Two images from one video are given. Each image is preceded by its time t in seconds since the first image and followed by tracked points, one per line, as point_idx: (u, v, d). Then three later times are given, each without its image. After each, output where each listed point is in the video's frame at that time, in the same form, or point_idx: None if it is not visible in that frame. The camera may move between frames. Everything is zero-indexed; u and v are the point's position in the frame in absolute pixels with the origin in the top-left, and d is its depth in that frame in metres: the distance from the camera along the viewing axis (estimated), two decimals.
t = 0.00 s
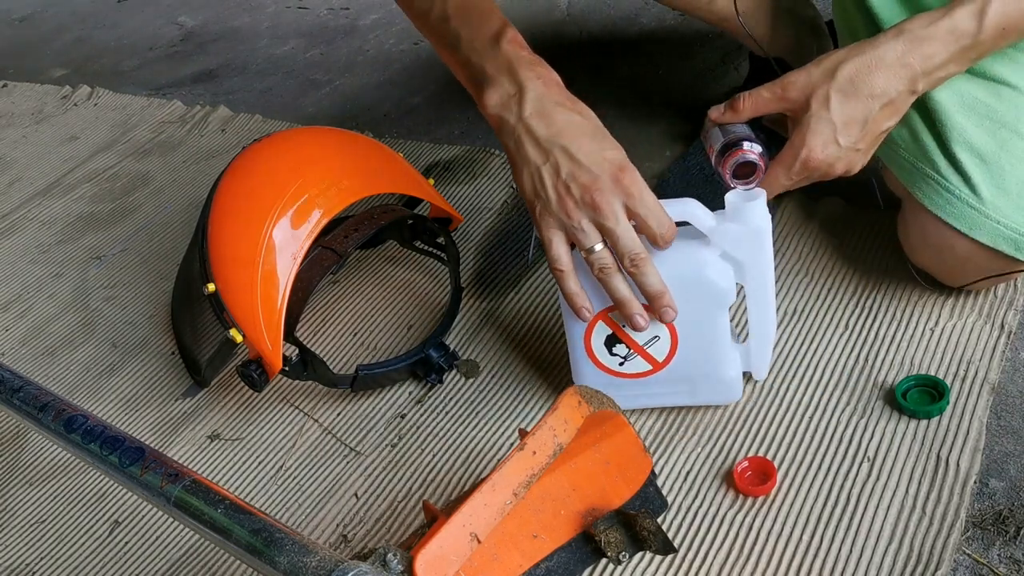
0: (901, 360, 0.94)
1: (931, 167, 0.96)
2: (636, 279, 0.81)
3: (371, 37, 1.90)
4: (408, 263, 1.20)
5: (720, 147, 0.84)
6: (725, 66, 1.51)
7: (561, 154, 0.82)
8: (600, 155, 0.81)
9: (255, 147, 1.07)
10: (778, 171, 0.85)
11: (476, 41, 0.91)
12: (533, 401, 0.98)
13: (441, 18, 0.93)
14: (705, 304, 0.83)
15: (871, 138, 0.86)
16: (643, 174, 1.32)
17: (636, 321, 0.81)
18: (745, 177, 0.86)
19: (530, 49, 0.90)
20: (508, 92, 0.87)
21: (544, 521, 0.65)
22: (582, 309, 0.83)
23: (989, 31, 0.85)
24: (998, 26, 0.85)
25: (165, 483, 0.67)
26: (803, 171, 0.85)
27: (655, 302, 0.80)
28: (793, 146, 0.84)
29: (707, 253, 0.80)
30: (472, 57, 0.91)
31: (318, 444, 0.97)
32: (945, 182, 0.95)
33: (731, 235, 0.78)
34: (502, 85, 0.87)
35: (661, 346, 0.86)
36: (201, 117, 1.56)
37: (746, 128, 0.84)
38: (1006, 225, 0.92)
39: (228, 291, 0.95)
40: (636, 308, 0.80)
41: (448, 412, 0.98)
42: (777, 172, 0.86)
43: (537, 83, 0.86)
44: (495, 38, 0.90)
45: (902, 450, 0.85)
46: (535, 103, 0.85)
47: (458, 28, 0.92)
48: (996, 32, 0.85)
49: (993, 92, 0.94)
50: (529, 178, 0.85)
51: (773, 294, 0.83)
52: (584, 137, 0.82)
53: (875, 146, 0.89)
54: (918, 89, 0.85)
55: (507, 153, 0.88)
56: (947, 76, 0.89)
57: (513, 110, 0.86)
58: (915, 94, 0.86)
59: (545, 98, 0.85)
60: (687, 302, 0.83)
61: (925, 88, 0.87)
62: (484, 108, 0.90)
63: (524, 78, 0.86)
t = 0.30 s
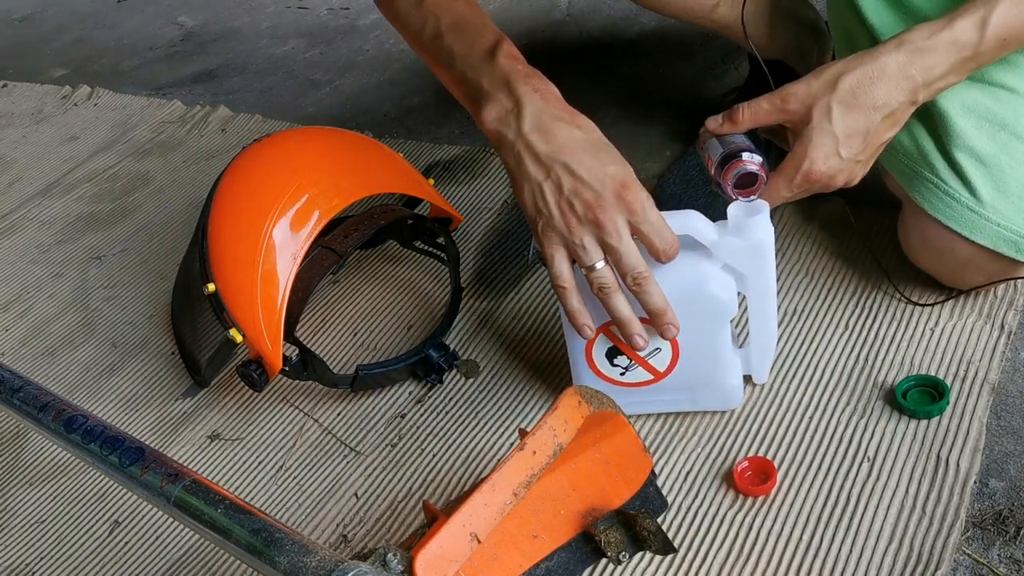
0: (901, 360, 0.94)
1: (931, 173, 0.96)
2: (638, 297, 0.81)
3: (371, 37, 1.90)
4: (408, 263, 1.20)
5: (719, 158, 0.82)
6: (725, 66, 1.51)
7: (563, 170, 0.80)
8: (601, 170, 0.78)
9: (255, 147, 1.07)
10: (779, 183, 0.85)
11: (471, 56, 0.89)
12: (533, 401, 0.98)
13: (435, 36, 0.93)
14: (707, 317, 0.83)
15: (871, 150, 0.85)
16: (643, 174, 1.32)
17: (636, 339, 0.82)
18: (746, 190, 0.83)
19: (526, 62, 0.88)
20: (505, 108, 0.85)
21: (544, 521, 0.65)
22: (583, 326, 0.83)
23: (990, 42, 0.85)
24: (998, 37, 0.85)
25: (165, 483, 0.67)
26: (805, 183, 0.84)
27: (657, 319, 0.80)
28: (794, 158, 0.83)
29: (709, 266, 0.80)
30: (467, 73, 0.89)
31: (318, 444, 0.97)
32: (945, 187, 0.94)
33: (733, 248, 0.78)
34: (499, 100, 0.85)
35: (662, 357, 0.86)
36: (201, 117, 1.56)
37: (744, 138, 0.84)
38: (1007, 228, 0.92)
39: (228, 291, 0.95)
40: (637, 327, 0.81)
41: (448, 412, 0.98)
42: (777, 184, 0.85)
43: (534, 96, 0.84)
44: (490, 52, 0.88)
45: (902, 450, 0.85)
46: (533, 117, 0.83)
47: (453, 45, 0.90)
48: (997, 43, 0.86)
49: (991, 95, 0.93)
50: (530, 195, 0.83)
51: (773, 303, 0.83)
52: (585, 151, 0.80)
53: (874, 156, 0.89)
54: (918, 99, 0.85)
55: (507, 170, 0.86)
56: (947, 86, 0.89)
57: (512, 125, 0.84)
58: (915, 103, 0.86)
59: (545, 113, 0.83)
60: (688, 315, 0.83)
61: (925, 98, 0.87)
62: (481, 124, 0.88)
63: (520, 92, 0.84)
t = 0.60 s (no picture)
0: (901, 360, 0.94)
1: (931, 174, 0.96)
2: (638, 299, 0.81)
3: (371, 37, 1.90)
4: (408, 263, 1.20)
5: (715, 157, 0.81)
6: (725, 66, 1.51)
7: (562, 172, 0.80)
8: (601, 173, 0.78)
9: (255, 147, 1.07)
10: (774, 181, 0.85)
11: (470, 59, 0.89)
12: (533, 400, 0.98)
13: (433, 39, 0.92)
14: (707, 319, 0.83)
15: (867, 150, 0.85)
16: (643, 174, 1.32)
17: (637, 340, 0.82)
18: (744, 193, 0.80)
19: (526, 64, 0.88)
20: (504, 111, 0.85)
21: (544, 521, 0.65)
22: (583, 328, 0.83)
23: (990, 44, 0.85)
24: (998, 40, 0.85)
25: (165, 483, 0.67)
26: (801, 181, 0.84)
27: (658, 321, 0.80)
28: (791, 156, 0.83)
29: (710, 268, 0.80)
30: (466, 75, 0.89)
31: (318, 444, 0.97)
32: (945, 189, 0.94)
33: (733, 249, 0.78)
34: (498, 103, 0.85)
35: (662, 359, 0.86)
36: (201, 118, 1.56)
37: (741, 134, 0.83)
38: (1007, 229, 0.92)
39: (228, 291, 0.95)
40: (637, 328, 0.81)
41: (448, 412, 0.98)
42: (772, 181, 0.85)
43: (533, 99, 0.84)
44: (489, 55, 0.88)
45: (902, 450, 0.85)
46: (533, 121, 0.82)
47: (452, 47, 0.90)
48: (997, 46, 0.86)
49: (992, 97, 0.93)
50: (530, 198, 0.83)
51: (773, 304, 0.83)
52: (585, 154, 0.80)
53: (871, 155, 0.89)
54: (917, 101, 0.85)
55: (507, 173, 0.86)
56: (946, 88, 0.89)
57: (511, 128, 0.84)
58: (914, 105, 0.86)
59: (544, 116, 0.83)
60: (688, 317, 0.83)
61: (924, 99, 0.87)
62: (480, 127, 0.87)
63: (519, 95, 0.84)
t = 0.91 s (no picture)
0: (901, 360, 0.94)
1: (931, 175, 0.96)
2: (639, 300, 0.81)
3: (371, 37, 1.90)
4: (408, 263, 1.20)
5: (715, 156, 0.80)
6: (725, 66, 1.51)
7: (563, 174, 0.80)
8: (603, 175, 0.78)
9: (255, 147, 1.07)
10: (772, 181, 0.85)
11: (470, 60, 0.89)
12: (533, 400, 0.98)
13: (433, 39, 0.92)
14: (707, 319, 0.83)
15: (866, 151, 0.86)
16: (643, 174, 1.32)
17: (639, 340, 0.82)
18: (746, 195, 0.78)
19: (526, 65, 0.88)
20: (505, 112, 0.85)
21: (544, 521, 0.65)
22: (584, 329, 0.83)
23: (990, 48, 0.85)
24: (998, 44, 0.85)
25: (165, 484, 0.67)
26: (800, 182, 0.84)
27: (659, 321, 0.80)
28: (791, 156, 0.83)
29: (709, 269, 0.80)
30: (466, 77, 0.89)
31: (318, 444, 0.97)
32: (946, 189, 0.94)
33: (734, 250, 0.78)
34: (498, 105, 0.85)
35: (662, 359, 0.86)
36: (201, 117, 1.56)
37: (740, 134, 0.82)
38: (1008, 229, 0.92)
39: (228, 291, 0.95)
40: (640, 327, 0.81)
41: (448, 412, 0.98)
42: (771, 182, 0.85)
43: (534, 101, 0.84)
44: (490, 56, 0.88)
45: (902, 450, 0.85)
46: (533, 122, 0.82)
47: (452, 48, 0.90)
48: (997, 48, 0.86)
49: (993, 98, 0.93)
50: (531, 199, 0.83)
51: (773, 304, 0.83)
52: (587, 156, 0.80)
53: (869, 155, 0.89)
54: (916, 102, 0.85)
55: (507, 174, 0.86)
56: (946, 90, 0.89)
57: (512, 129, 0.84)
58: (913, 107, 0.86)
59: (545, 117, 0.83)
60: (688, 318, 0.83)
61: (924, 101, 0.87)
62: (481, 128, 0.87)
63: (520, 96, 0.84)
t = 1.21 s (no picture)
0: (901, 360, 0.94)
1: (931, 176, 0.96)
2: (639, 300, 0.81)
3: (370, 38, 1.90)
4: (408, 263, 1.20)
5: (715, 156, 0.80)
6: (725, 66, 1.52)
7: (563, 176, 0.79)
8: (603, 176, 0.78)
9: (255, 147, 1.07)
10: (770, 181, 0.85)
11: (468, 63, 0.89)
12: (533, 400, 0.98)
13: (430, 40, 0.92)
14: (707, 320, 0.83)
15: (864, 152, 0.86)
16: (643, 174, 1.32)
17: (639, 340, 0.82)
18: (745, 196, 0.79)
19: (524, 67, 0.88)
20: (504, 115, 0.85)
21: (544, 521, 0.65)
22: (585, 330, 0.83)
23: (990, 49, 0.85)
24: (998, 45, 0.85)
25: (165, 483, 0.67)
26: (798, 182, 0.84)
27: (659, 322, 0.80)
28: (789, 157, 0.83)
29: (709, 270, 0.80)
30: (465, 79, 0.89)
31: (318, 444, 0.97)
32: (946, 191, 0.95)
33: (734, 251, 0.78)
34: (496, 107, 0.85)
35: (662, 359, 0.86)
36: (201, 117, 1.56)
37: (739, 134, 0.82)
38: (1007, 230, 0.92)
39: (228, 291, 0.95)
40: (640, 328, 0.81)
41: (448, 412, 0.98)
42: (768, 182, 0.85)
43: (532, 103, 0.84)
44: (488, 58, 0.88)
45: (903, 450, 0.85)
46: (532, 125, 0.82)
47: (449, 50, 0.90)
48: (997, 50, 0.86)
49: (993, 99, 0.93)
50: (530, 202, 0.83)
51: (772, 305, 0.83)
52: (587, 158, 0.80)
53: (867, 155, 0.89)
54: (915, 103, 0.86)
55: (506, 177, 0.86)
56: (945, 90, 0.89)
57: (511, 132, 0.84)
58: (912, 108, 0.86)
59: (544, 120, 0.83)
60: (688, 319, 0.83)
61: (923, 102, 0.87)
62: (479, 130, 0.87)
63: (518, 98, 0.84)
